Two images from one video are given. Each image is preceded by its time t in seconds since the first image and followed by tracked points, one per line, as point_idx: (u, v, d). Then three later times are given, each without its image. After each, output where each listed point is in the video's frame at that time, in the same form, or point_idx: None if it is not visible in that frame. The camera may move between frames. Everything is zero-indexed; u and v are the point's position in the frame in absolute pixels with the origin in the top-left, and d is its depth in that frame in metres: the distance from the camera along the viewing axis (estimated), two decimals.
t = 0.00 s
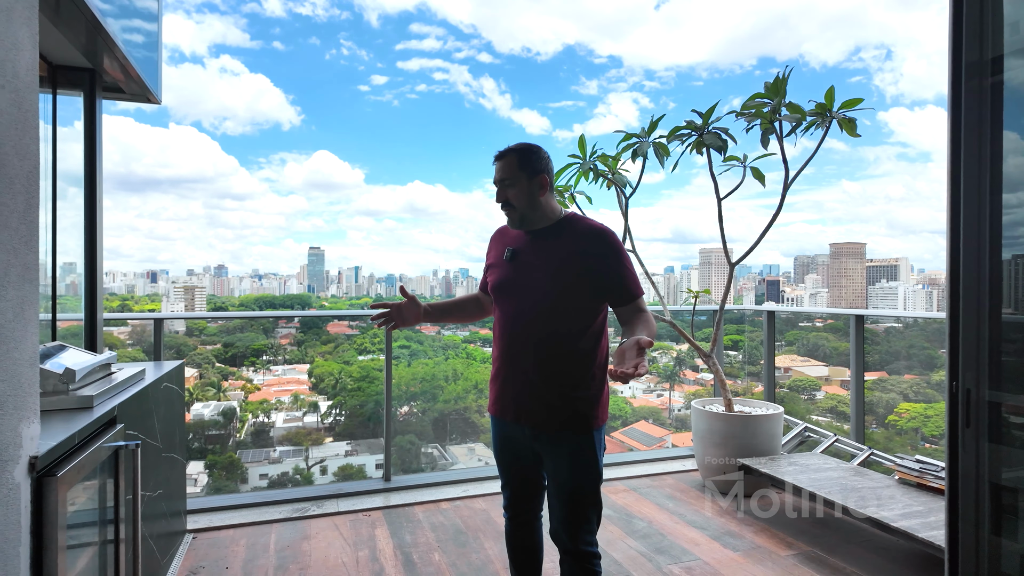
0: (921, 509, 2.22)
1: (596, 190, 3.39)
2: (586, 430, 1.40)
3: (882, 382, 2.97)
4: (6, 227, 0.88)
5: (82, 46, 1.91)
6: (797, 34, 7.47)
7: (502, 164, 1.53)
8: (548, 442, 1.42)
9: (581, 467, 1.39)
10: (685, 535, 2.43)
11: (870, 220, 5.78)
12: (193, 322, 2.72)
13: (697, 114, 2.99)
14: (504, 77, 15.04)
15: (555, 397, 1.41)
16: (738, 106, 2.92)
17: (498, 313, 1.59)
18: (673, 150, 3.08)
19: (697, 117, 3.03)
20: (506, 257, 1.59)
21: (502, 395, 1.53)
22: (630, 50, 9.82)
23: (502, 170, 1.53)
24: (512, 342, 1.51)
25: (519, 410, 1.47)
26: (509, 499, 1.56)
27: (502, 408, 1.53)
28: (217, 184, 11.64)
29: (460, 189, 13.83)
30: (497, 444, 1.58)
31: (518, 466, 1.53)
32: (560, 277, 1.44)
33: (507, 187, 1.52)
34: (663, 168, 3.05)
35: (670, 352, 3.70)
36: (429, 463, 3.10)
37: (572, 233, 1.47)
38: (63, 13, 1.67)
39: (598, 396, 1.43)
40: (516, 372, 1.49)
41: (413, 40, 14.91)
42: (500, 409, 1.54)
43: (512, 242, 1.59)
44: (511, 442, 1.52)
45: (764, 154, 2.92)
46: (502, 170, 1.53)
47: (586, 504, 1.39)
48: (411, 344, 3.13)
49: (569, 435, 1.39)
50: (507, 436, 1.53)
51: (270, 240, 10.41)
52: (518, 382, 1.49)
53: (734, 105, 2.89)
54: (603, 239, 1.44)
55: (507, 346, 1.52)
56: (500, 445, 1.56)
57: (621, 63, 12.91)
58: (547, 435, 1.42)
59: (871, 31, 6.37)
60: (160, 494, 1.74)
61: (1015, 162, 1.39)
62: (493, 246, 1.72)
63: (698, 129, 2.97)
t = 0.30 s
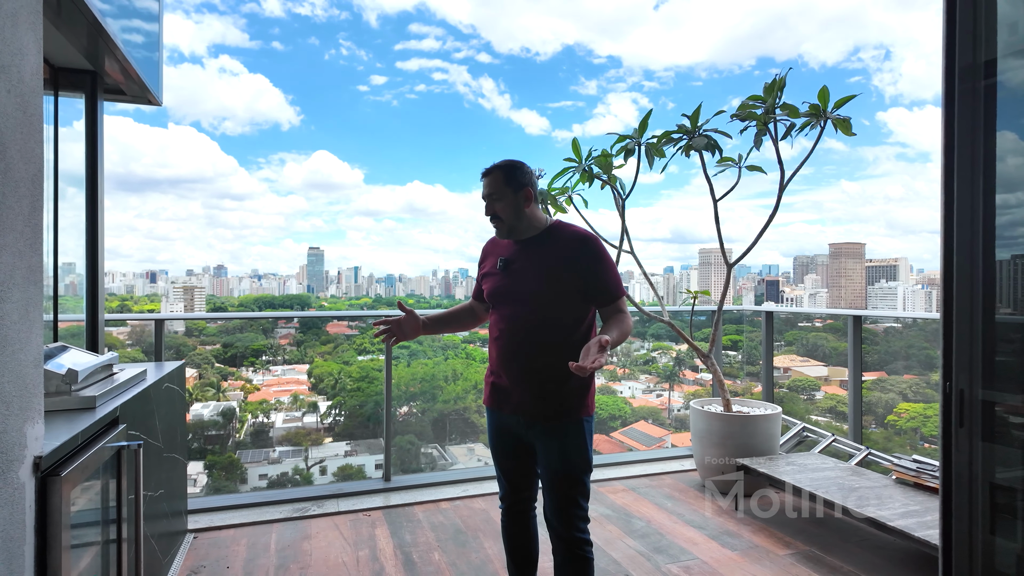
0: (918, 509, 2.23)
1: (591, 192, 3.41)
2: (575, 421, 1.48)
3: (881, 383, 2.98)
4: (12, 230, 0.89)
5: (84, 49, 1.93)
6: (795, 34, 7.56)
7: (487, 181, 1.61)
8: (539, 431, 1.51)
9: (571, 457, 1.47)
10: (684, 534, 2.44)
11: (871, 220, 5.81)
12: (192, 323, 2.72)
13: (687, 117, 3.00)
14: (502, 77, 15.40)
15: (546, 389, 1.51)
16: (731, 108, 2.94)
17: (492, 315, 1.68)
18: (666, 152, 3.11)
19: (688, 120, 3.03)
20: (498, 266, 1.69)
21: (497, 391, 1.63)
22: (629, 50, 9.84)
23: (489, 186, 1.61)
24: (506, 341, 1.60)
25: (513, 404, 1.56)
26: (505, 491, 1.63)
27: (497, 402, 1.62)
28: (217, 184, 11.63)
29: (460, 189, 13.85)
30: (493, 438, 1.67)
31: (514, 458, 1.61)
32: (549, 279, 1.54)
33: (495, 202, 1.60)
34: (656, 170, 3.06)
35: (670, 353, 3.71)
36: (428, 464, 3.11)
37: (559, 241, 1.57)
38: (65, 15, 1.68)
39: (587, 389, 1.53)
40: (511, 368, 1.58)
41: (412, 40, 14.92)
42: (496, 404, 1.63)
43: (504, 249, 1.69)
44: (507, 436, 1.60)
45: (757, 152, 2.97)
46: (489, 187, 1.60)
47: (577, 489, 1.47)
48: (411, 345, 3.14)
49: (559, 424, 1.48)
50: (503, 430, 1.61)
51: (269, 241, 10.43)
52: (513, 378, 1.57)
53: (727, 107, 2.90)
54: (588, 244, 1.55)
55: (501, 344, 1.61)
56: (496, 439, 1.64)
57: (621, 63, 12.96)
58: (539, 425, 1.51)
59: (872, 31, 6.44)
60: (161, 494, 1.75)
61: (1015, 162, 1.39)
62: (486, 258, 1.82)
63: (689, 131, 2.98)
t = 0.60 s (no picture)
0: (915, 507, 2.25)
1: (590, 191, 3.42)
2: (572, 415, 1.50)
3: (881, 383, 2.99)
4: (17, 232, 0.90)
5: (85, 50, 1.93)
6: (795, 34, 7.57)
7: (486, 186, 1.63)
8: (537, 424, 1.52)
9: (567, 450, 1.49)
10: (682, 533, 2.45)
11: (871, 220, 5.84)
12: (192, 323, 2.73)
13: (693, 117, 3.00)
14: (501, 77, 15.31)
15: (543, 381, 1.53)
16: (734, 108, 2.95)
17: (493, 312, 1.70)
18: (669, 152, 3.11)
19: (695, 121, 3.04)
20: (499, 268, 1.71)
21: (497, 385, 1.64)
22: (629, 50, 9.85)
23: (486, 192, 1.63)
24: (505, 337, 1.62)
25: (512, 399, 1.57)
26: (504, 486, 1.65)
27: (496, 396, 1.63)
28: (216, 184, 11.64)
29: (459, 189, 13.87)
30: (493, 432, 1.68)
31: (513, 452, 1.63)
32: (546, 275, 1.57)
33: (493, 206, 1.62)
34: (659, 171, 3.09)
35: (670, 352, 3.72)
36: (428, 463, 3.12)
37: (557, 240, 1.60)
38: (65, 15, 1.69)
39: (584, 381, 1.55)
40: (510, 364, 1.60)
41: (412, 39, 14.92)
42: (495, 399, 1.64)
43: (504, 250, 1.71)
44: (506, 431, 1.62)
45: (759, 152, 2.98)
46: (488, 191, 1.61)
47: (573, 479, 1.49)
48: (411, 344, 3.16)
49: (556, 415, 1.50)
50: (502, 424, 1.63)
51: (268, 241, 10.46)
52: (511, 374, 1.59)
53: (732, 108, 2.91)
54: (584, 242, 1.58)
55: (501, 340, 1.63)
56: (495, 433, 1.66)
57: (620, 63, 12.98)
58: (536, 417, 1.52)
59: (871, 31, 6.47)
60: (163, 492, 1.76)
61: (1014, 162, 1.39)
62: (488, 260, 1.84)
63: (696, 131, 2.97)
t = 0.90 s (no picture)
0: (912, 504, 2.27)
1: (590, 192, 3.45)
2: (577, 409, 1.61)
3: (880, 383, 3.01)
4: (28, 231, 0.92)
5: (89, 51, 1.95)
6: (795, 34, 7.59)
7: (499, 189, 1.74)
8: (543, 418, 1.62)
9: (572, 442, 1.60)
10: (681, 530, 2.47)
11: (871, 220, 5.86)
12: (192, 322, 2.76)
13: (690, 118, 3.04)
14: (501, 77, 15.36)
15: (550, 380, 1.62)
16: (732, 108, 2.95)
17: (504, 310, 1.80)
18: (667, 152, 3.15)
19: (692, 121, 3.08)
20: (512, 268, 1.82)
21: (504, 380, 1.73)
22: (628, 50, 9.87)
23: (500, 195, 1.75)
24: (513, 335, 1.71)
25: (519, 393, 1.67)
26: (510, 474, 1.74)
27: (503, 391, 1.73)
28: (216, 185, 11.65)
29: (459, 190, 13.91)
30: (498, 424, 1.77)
31: (518, 444, 1.72)
32: (553, 278, 1.68)
33: (505, 209, 1.73)
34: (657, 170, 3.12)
35: (670, 353, 3.74)
36: (428, 463, 3.14)
37: (564, 244, 1.70)
38: (70, 16, 1.70)
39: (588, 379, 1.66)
40: (518, 361, 1.69)
41: (411, 40, 14.95)
42: (504, 393, 1.73)
43: (516, 253, 1.82)
44: (513, 423, 1.72)
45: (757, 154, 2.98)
46: (501, 194, 1.72)
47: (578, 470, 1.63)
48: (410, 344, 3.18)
49: (563, 412, 1.60)
50: (509, 417, 1.72)
51: (268, 241, 10.50)
52: (519, 370, 1.68)
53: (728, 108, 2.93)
54: (590, 247, 1.66)
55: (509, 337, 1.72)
56: (501, 426, 1.75)
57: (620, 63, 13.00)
58: (543, 413, 1.62)
59: (870, 31, 6.52)
60: (167, 489, 1.78)
61: (1014, 162, 1.39)
62: (501, 260, 1.95)
63: (692, 132, 3.01)
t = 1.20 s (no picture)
0: (910, 501, 2.29)
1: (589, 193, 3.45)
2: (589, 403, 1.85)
3: (880, 383, 3.02)
4: (44, 230, 0.95)
5: (96, 52, 1.98)
6: (795, 34, 7.62)
7: (520, 195, 1.92)
8: (560, 411, 1.84)
9: (583, 431, 1.85)
10: (681, 526, 2.50)
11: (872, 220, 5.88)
12: (192, 322, 2.78)
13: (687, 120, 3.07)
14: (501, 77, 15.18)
15: (566, 378, 1.84)
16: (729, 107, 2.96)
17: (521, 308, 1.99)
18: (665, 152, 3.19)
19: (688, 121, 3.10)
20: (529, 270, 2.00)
21: (521, 376, 1.91)
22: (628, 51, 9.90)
23: (522, 201, 1.92)
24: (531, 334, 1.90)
25: (537, 389, 1.86)
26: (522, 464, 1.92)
27: (520, 386, 1.90)
28: (217, 185, 11.68)
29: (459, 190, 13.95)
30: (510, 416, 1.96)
31: (531, 437, 1.90)
32: (569, 283, 1.87)
33: (524, 213, 1.90)
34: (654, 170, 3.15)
35: (670, 353, 3.76)
36: (428, 463, 3.16)
37: (577, 250, 1.88)
38: (77, 17, 1.73)
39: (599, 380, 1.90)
40: (536, 359, 1.88)
41: (411, 40, 14.99)
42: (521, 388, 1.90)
43: (533, 256, 2.00)
44: (528, 416, 1.89)
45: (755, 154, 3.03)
46: (522, 199, 1.90)
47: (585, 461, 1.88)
48: (411, 344, 3.20)
49: (575, 407, 1.84)
50: (524, 411, 1.90)
51: (268, 241, 10.52)
52: (537, 367, 1.87)
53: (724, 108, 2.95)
54: (602, 255, 1.86)
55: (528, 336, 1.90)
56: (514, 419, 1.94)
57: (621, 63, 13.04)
58: (558, 407, 1.84)
59: (870, 31, 6.55)
60: (174, 485, 1.81)
61: (1015, 162, 1.40)
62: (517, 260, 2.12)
63: (689, 134, 3.05)
